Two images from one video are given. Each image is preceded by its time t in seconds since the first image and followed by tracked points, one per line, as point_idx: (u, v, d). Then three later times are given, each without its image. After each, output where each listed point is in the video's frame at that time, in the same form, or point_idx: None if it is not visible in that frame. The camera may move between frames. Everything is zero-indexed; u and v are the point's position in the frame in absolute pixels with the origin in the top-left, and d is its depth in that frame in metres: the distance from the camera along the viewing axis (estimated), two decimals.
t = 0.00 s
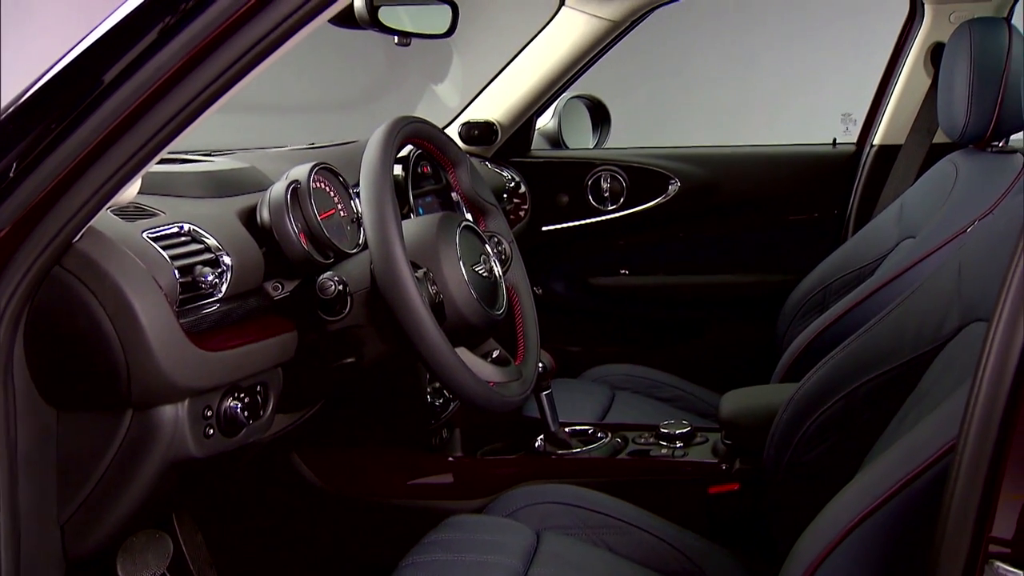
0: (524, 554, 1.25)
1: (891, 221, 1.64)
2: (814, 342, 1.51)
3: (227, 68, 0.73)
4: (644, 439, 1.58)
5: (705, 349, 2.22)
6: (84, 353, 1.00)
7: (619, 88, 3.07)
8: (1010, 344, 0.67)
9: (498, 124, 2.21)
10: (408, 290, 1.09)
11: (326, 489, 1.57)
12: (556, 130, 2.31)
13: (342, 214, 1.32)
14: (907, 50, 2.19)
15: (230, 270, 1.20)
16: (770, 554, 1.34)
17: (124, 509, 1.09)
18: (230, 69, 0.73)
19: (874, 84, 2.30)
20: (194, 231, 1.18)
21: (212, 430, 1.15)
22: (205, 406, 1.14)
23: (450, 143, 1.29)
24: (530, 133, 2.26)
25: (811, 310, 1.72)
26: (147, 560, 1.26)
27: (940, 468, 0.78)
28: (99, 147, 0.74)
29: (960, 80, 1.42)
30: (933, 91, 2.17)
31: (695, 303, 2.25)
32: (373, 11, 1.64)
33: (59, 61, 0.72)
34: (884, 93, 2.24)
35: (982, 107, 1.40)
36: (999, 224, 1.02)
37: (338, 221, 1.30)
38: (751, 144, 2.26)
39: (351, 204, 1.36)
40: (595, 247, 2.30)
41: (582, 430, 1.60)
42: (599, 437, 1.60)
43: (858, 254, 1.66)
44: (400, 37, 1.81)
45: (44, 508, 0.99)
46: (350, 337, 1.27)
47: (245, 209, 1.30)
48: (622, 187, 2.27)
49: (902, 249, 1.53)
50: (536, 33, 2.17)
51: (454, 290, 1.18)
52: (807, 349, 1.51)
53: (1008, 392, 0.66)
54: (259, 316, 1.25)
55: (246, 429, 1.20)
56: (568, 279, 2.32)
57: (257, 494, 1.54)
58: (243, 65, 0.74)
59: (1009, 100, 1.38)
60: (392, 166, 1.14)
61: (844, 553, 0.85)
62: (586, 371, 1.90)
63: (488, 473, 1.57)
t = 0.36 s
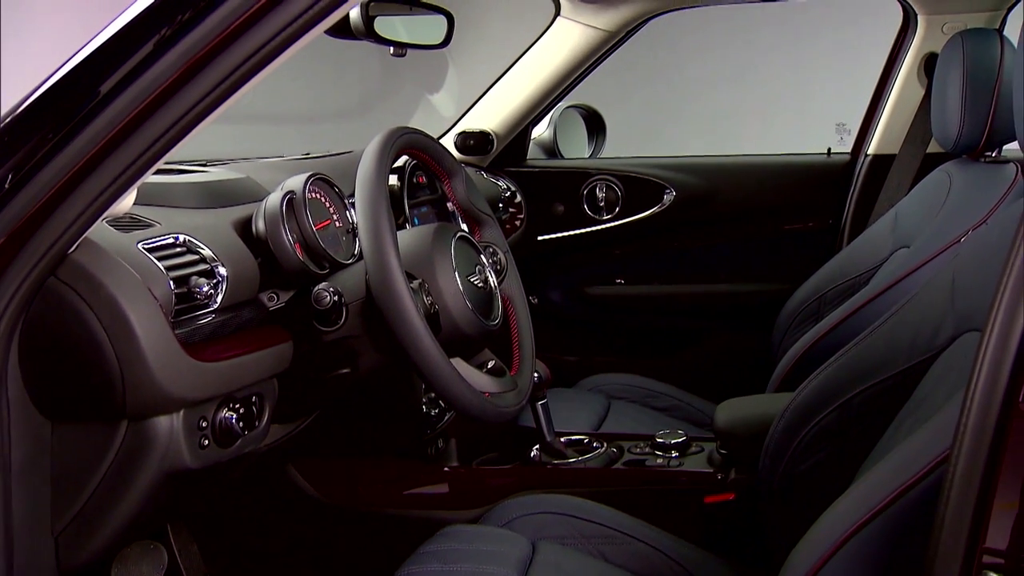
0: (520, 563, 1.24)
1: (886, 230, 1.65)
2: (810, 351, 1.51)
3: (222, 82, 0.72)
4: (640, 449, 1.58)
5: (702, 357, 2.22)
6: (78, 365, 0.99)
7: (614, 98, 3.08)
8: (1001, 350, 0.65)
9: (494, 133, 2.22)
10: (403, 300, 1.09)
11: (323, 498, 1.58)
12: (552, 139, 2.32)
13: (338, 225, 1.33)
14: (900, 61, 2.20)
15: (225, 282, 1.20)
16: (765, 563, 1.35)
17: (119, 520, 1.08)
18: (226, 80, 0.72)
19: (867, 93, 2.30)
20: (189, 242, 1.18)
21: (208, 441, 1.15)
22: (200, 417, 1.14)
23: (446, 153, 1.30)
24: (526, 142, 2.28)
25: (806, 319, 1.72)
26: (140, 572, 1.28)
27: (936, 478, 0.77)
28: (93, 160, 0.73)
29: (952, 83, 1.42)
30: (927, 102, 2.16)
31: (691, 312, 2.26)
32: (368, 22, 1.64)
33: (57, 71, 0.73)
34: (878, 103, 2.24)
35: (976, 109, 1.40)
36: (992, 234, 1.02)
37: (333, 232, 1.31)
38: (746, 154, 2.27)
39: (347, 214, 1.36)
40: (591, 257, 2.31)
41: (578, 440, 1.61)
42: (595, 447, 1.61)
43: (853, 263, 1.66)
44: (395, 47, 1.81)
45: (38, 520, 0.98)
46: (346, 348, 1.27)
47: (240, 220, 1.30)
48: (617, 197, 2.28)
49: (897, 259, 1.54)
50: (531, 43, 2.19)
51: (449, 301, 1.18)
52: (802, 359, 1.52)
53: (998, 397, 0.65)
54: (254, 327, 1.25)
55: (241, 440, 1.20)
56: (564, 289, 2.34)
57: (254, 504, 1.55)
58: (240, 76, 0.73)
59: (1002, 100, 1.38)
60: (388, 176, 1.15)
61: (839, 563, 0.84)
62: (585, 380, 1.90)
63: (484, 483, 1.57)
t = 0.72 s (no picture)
0: (516, 570, 1.24)
1: (882, 237, 1.65)
2: (806, 358, 1.51)
3: (221, 89, 0.72)
4: (638, 455, 1.59)
5: (699, 363, 2.22)
6: (76, 373, 0.99)
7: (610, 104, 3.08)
8: (997, 356, 0.65)
9: (492, 140, 2.23)
10: (401, 309, 1.09)
11: (320, 505, 1.58)
12: (549, 145, 2.33)
13: (335, 232, 1.33)
14: (896, 68, 2.20)
15: (223, 289, 1.20)
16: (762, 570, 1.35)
17: (116, 527, 1.08)
18: (226, 86, 0.72)
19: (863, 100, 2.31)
20: (186, 249, 1.18)
21: (205, 448, 1.15)
22: (197, 424, 1.14)
23: (444, 160, 1.30)
24: (523, 149, 2.28)
25: (803, 325, 1.72)
26: None
27: (933, 485, 0.77)
28: (92, 166, 0.73)
29: (949, 85, 1.43)
30: (923, 109, 2.17)
31: (688, 319, 2.26)
32: (365, 29, 1.65)
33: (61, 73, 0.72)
34: (874, 109, 2.25)
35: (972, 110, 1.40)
36: (988, 241, 1.03)
37: (330, 239, 1.31)
38: (742, 160, 2.28)
39: (344, 221, 1.36)
40: (588, 263, 2.32)
41: (575, 447, 1.61)
42: (593, 453, 1.61)
43: (850, 269, 1.66)
44: (393, 54, 1.82)
45: (35, 527, 0.98)
46: (344, 355, 1.28)
47: (238, 227, 1.31)
48: (614, 204, 2.29)
49: (893, 265, 1.54)
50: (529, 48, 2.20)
51: (447, 308, 1.18)
52: (799, 366, 1.52)
53: (994, 403, 0.65)
54: (253, 334, 1.25)
55: (239, 447, 1.20)
56: (561, 295, 2.34)
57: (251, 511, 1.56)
58: (239, 82, 0.73)
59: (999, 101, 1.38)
60: (385, 183, 1.15)
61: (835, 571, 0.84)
62: (583, 387, 1.91)
63: (481, 490, 1.57)
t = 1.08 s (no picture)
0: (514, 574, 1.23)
1: (880, 241, 1.65)
2: (804, 362, 1.51)
3: (220, 93, 0.72)
4: (637, 459, 1.59)
5: (698, 367, 2.23)
6: (73, 378, 0.99)
7: (609, 107, 3.09)
8: (994, 360, 0.65)
9: (490, 144, 2.21)
10: (400, 313, 1.09)
11: (318, 507, 1.60)
12: (547, 149, 2.33)
13: (334, 235, 1.33)
14: (895, 71, 2.20)
15: (221, 293, 1.20)
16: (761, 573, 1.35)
17: (115, 531, 1.08)
18: (226, 90, 0.72)
19: (861, 103, 2.31)
20: (185, 253, 1.19)
21: (203, 452, 1.15)
22: (196, 428, 1.13)
23: (443, 164, 1.30)
24: (521, 152, 2.29)
25: (801, 329, 1.72)
26: None
27: (931, 489, 0.77)
28: (91, 170, 0.73)
29: (947, 87, 1.43)
30: (921, 112, 2.18)
31: (686, 322, 2.26)
32: (364, 33, 1.65)
33: (61, 77, 0.71)
34: (872, 113, 2.25)
35: (971, 109, 1.40)
36: (986, 245, 1.03)
37: (329, 243, 1.31)
38: (740, 164, 2.28)
39: (343, 225, 1.37)
40: (586, 267, 2.32)
41: (574, 452, 1.61)
42: (592, 458, 1.61)
43: (848, 273, 1.67)
44: (392, 58, 1.82)
45: (33, 530, 0.98)
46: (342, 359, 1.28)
47: (236, 231, 1.31)
48: (613, 208, 2.29)
49: (891, 269, 1.55)
50: (529, 50, 2.21)
51: (445, 312, 1.18)
52: (798, 369, 1.52)
53: (991, 408, 0.66)
54: (251, 339, 1.25)
55: (237, 451, 1.20)
56: (560, 299, 2.34)
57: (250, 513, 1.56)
58: (239, 86, 0.73)
59: (998, 99, 1.38)
60: (383, 187, 1.15)
61: None
62: (582, 390, 1.91)
63: (479, 494, 1.58)
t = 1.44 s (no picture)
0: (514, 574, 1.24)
1: (880, 241, 1.66)
2: (803, 363, 1.51)
3: (220, 93, 0.72)
4: (637, 459, 1.59)
5: (697, 367, 2.23)
6: (73, 378, 0.99)
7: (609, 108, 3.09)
8: (994, 360, 0.65)
9: (490, 144, 2.21)
10: (400, 313, 1.09)
11: (318, 509, 1.59)
12: (547, 150, 2.33)
13: (334, 236, 1.33)
14: (895, 71, 2.20)
15: (221, 293, 1.20)
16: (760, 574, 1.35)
17: (114, 532, 1.08)
18: (226, 90, 0.72)
19: (861, 103, 2.31)
20: (184, 254, 1.18)
21: (203, 453, 1.15)
22: (196, 428, 1.13)
23: (443, 165, 1.30)
24: (521, 153, 2.29)
25: (800, 330, 1.72)
26: None
27: (931, 489, 0.77)
28: (91, 170, 0.73)
29: (947, 85, 1.43)
30: (921, 112, 2.18)
31: (685, 323, 2.27)
32: (364, 33, 1.65)
33: (61, 77, 0.71)
34: (872, 114, 2.25)
35: (972, 105, 1.39)
36: (987, 245, 1.03)
37: (329, 244, 1.31)
38: (740, 164, 2.28)
39: (342, 225, 1.37)
40: (586, 268, 2.32)
41: (574, 452, 1.61)
42: (592, 458, 1.61)
43: (847, 273, 1.67)
44: (391, 58, 1.82)
45: (33, 530, 0.98)
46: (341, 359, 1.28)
47: (236, 231, 1.31)
48: (612, 208, 2.29)
49: (891, 269, 1.55)
50: (529, 50, 2.21)
51: (445, 312, 1.18)
52: (797, 369, 1.52)
53: (991, 408, 0.66)
54: (250, 339, 1.25)
55: (237, 452, 1.20)
56: (559, 299, 2.34)
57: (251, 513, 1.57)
58: (239, 87, 0.73)
59: (999, 95, 1.38)
60: (383, 187, 1.15)
61: None
62: (582, 391, 1.92)
63: (479, 494, 1.58)
